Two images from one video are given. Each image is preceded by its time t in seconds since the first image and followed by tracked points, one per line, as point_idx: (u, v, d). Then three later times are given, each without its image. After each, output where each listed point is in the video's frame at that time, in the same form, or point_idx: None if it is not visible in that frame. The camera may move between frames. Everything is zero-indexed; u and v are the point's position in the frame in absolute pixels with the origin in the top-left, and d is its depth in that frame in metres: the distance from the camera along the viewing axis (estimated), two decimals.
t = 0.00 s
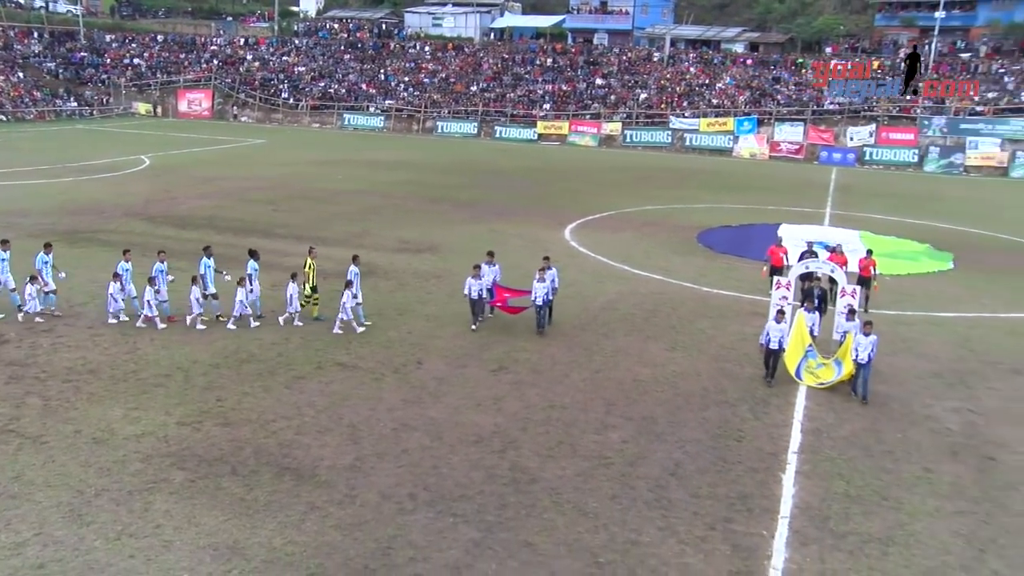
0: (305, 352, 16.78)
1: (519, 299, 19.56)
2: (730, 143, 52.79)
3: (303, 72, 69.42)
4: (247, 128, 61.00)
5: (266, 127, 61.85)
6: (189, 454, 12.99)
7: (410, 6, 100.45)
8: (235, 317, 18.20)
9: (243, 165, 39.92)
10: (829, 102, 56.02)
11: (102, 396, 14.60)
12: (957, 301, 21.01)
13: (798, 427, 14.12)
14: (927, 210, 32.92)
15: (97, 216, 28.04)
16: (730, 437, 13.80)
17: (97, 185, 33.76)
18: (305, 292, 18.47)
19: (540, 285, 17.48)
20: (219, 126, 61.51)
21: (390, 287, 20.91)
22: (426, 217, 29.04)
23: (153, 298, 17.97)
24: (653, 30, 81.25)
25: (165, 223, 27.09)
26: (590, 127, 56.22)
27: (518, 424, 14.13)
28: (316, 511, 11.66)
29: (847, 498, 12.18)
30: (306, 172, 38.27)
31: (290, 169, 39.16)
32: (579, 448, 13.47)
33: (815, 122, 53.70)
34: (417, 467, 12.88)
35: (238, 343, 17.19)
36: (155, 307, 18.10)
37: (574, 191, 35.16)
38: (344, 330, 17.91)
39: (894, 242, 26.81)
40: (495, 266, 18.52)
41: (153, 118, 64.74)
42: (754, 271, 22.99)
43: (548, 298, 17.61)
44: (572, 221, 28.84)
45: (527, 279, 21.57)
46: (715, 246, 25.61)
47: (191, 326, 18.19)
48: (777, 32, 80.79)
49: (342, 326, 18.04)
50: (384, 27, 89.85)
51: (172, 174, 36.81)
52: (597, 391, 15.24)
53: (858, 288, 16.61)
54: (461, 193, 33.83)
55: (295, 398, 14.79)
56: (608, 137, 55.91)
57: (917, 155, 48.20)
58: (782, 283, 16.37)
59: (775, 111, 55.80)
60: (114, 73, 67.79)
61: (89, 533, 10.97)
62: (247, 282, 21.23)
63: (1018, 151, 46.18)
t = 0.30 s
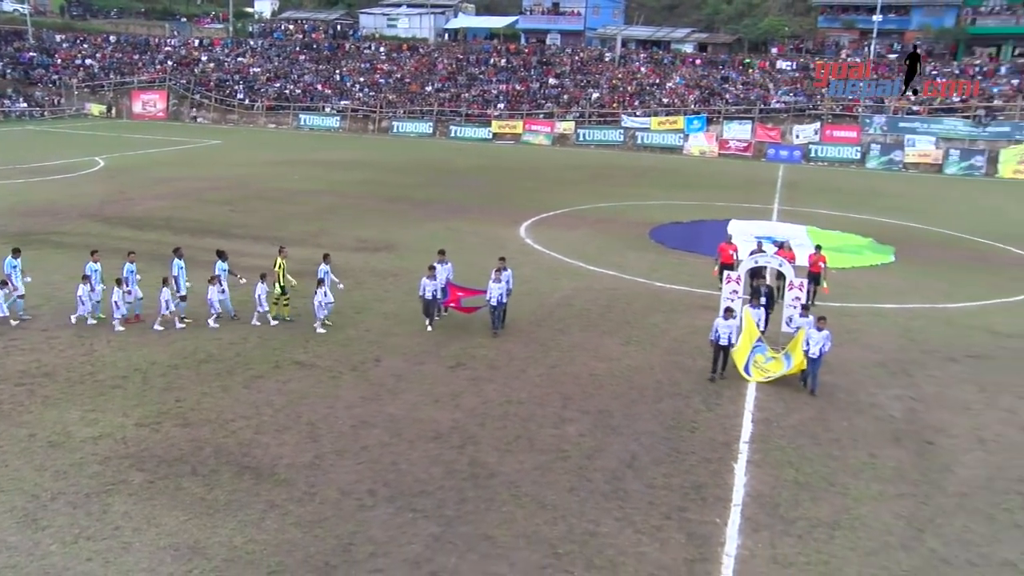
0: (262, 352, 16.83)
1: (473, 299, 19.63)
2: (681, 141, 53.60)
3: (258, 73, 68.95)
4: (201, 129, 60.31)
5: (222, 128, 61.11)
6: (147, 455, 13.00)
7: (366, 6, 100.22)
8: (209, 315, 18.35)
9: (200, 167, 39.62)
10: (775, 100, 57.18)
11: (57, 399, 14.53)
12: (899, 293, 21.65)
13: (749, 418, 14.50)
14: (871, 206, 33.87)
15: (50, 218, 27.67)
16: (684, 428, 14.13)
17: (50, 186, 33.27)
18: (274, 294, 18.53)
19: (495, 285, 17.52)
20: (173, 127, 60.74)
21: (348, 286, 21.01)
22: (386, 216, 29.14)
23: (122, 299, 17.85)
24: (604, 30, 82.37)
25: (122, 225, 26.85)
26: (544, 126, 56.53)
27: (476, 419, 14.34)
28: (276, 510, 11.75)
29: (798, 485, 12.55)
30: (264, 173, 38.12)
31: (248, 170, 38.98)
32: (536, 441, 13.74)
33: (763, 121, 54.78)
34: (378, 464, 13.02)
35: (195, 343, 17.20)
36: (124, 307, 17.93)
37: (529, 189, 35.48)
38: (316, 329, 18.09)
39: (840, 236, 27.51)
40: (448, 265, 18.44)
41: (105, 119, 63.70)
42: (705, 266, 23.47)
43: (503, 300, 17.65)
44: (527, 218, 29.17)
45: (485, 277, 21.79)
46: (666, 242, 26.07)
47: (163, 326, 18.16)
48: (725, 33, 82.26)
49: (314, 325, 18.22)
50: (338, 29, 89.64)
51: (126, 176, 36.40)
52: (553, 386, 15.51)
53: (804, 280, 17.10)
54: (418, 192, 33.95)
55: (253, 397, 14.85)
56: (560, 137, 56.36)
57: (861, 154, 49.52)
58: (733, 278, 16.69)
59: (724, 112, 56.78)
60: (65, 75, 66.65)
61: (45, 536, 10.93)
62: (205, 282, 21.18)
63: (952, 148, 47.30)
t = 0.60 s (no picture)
0: (213, 354, 16.85)
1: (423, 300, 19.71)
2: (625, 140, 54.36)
3: (206, 76, 68.26)
4: (147, 132, 59.45)
5: (169, 131, 60.21)
6: (97, 461, 12.96)
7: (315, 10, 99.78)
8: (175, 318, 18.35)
9: (148, 170, 39.16)
10: (717, 100, 58.33)
11: (4, 406, 14.41)
12: (836, 286, 22.38)
13: (694, 409, 14.94)
14: (809, 201, 34.81)
15: None
16: (632, 421, 14.50)
17: None
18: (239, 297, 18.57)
19: (444, 286, 17.63)
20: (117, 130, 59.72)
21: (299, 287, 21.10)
22: (339, 217, 29.21)
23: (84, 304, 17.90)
24: (550, 33, 83.30)
25: (69, 229, 26.50)
26: (490, 126, 56.86)
27: (428, 417, 14.56)
28: (231, 511, 11.82)
29: (743, 474, 12.96)
30: (213, 175, 37.89)
31: (198, 173, 38.70)
32: (487, 436, 14.01)
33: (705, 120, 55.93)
34: (332, 463, 13.15)
35: (144, 347, 17.15)
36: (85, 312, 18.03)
37: (477, 189, 35.80)
38: (282, 330, 18.17)
39: (777, 231, 28.29)
40: (396, 268, 18.52)
41: (47, 123, 62.40)
42: (649, 263, 23.99)
43: (451, 301, 17.81)
44: (476, 217, 29.49)
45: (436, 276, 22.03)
46: (612, 240, 26.52)
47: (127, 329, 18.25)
48: (667, 36, 83.74)
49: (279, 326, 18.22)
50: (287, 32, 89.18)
51: (71, 180, 35.85)
52: (504, 382, 15.80)
53: (746, 276, 18.06)
54: (369, 193, 34.06)
55: (205, 400, 14.90)
56: (508, 137, 56.73)
57: (799, 150, 50.85)
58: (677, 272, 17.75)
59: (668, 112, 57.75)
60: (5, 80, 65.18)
61: None
62: (156, 286, 21.08)
63: (883, 147, 48.67)
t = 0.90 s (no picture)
0: (164, 356, 16.87)
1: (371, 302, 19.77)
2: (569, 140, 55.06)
3: (153, 79, 67.23)
4: (90, 134, 58.29)
5: (113, 134, 58.98)
6: (46, 465, 12.94)
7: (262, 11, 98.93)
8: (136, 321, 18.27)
9: (93, 172, 38.59)
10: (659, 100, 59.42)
11: None
12: (773, 279, 23.19)
13: (640, 400, 15.44)
14: (747, 198, 35.78)
15: None
16: (580, 413, 14.93)
17: None
18: (206, 296, 18.59)
19: (392, 288, 17.71)
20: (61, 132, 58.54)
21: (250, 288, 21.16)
22: (289, 218, 29.22)
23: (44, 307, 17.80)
24: (495, 36, 83.81)
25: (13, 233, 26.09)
26: (439, 128, 57.01)
27: (381, 413, 14.81)
28: (185, 512, 11.91)
29: (688, 462, 13.46)
30: (159, 178, 37.51)
31: (144, 175, 38.24)
32: (440, 431, 14.31)
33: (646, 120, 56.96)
34: (287, 461, 13.33)
35: (94, 350, 17.08)
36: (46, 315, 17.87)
37: (426, 189, 36.03)
38: (249, 330, 18.29)
39: (717, 227, 29.11)
40: (346, 270, 18.58)
41: None
42: (595, 259, 24.53)
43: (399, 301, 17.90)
44: (423, 217, 29.75)
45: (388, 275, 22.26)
46: (558, 237, 27.03)
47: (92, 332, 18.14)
48: (608, 38, 84.92)
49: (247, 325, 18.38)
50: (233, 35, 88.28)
51: (13, 182, 35.17)
52: (455, 378, 16.13)
53: (688, 271, 18.63)
54: (319, 194, 34.07)
55: (158, 402, 14.94)
56: (456, 138, 56.93)
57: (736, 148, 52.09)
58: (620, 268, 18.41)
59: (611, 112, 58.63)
60: None
61: None
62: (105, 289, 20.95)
63: (818, 144, 50.28)
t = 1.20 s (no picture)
0: (121, 354, 16.89)
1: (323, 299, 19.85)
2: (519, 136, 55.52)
3: (103, 77, 65.75)
4: (37, 132, 57.08)
5: (61, 132, 57.93)
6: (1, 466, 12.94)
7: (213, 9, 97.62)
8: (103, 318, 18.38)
9: (40, 171, 37.94)
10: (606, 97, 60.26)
11: None
12: (718, 269, 23.91)
13: (592, 388, 15.94)
14: (693, 191, 36.60)
15: None
16: (535, 401, 15.37)
17: None
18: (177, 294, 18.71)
19: (345, 285, 17.86)
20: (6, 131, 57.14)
21: (204, 286, 21.19)
22: (243, 215, 29.16)
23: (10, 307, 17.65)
24: (446, 34, 83.88)
25: None
26: (392, 125, 57.07)
27: (340, 405, 15.07)
28: (145, 509, 12.05)
29: (638, 446, 14.00)
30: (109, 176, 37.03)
31: (94, 174, 37.69)
32: (398, 422, 14.62)
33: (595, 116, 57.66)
34: (246, 455, 13.53)
35: (48, 349, 17.01)
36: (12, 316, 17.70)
37: (379, 185, 36.19)
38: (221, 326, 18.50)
39: (664, 219, 29.79)
40: (299, 269, 18.55)
41: None
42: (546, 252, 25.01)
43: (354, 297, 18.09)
44: (376, 212, 29.91)
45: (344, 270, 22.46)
46: (511, 231, 27.43)
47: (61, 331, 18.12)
48: (557, 36, 85.79)
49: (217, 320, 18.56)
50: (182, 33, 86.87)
51: None
52: (412, 370, 16.45)
53: (637, 262, 19.01)
54: (273, 191, 34.03)
55: (115, 399, 14.99)
56: (409, 135, 56.99)
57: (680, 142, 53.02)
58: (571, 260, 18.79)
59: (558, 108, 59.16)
60: None
61: None
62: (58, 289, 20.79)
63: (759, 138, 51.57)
